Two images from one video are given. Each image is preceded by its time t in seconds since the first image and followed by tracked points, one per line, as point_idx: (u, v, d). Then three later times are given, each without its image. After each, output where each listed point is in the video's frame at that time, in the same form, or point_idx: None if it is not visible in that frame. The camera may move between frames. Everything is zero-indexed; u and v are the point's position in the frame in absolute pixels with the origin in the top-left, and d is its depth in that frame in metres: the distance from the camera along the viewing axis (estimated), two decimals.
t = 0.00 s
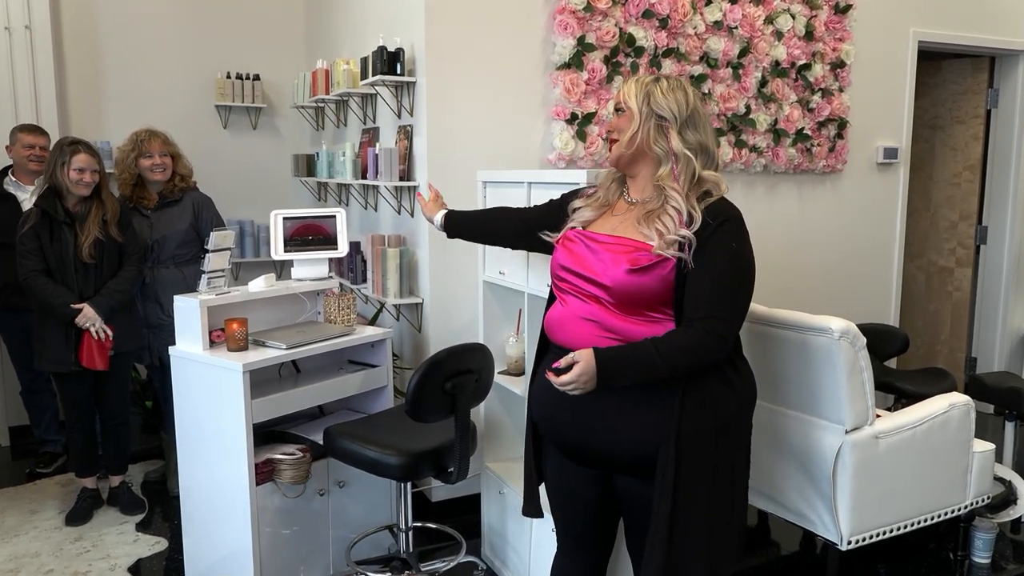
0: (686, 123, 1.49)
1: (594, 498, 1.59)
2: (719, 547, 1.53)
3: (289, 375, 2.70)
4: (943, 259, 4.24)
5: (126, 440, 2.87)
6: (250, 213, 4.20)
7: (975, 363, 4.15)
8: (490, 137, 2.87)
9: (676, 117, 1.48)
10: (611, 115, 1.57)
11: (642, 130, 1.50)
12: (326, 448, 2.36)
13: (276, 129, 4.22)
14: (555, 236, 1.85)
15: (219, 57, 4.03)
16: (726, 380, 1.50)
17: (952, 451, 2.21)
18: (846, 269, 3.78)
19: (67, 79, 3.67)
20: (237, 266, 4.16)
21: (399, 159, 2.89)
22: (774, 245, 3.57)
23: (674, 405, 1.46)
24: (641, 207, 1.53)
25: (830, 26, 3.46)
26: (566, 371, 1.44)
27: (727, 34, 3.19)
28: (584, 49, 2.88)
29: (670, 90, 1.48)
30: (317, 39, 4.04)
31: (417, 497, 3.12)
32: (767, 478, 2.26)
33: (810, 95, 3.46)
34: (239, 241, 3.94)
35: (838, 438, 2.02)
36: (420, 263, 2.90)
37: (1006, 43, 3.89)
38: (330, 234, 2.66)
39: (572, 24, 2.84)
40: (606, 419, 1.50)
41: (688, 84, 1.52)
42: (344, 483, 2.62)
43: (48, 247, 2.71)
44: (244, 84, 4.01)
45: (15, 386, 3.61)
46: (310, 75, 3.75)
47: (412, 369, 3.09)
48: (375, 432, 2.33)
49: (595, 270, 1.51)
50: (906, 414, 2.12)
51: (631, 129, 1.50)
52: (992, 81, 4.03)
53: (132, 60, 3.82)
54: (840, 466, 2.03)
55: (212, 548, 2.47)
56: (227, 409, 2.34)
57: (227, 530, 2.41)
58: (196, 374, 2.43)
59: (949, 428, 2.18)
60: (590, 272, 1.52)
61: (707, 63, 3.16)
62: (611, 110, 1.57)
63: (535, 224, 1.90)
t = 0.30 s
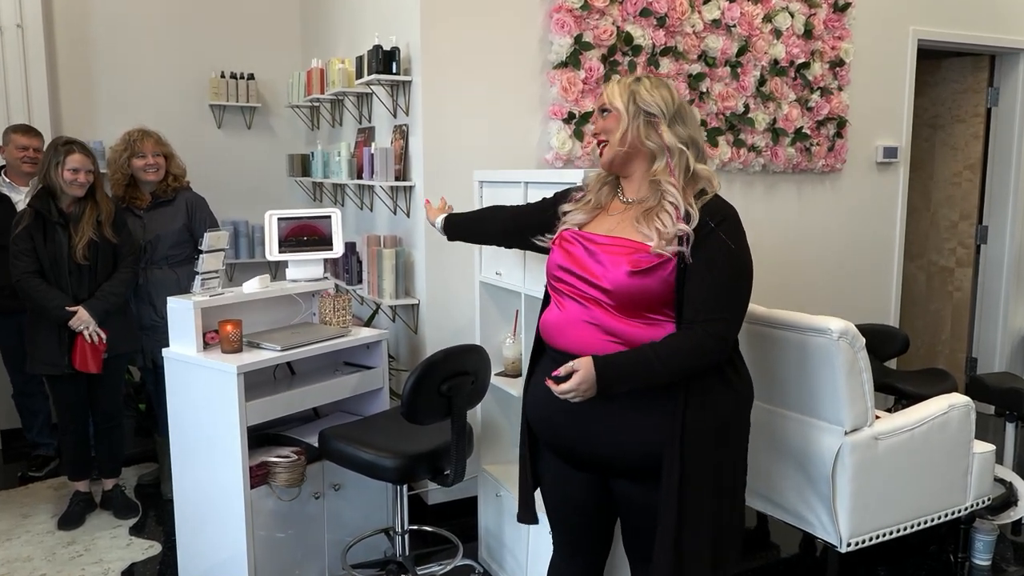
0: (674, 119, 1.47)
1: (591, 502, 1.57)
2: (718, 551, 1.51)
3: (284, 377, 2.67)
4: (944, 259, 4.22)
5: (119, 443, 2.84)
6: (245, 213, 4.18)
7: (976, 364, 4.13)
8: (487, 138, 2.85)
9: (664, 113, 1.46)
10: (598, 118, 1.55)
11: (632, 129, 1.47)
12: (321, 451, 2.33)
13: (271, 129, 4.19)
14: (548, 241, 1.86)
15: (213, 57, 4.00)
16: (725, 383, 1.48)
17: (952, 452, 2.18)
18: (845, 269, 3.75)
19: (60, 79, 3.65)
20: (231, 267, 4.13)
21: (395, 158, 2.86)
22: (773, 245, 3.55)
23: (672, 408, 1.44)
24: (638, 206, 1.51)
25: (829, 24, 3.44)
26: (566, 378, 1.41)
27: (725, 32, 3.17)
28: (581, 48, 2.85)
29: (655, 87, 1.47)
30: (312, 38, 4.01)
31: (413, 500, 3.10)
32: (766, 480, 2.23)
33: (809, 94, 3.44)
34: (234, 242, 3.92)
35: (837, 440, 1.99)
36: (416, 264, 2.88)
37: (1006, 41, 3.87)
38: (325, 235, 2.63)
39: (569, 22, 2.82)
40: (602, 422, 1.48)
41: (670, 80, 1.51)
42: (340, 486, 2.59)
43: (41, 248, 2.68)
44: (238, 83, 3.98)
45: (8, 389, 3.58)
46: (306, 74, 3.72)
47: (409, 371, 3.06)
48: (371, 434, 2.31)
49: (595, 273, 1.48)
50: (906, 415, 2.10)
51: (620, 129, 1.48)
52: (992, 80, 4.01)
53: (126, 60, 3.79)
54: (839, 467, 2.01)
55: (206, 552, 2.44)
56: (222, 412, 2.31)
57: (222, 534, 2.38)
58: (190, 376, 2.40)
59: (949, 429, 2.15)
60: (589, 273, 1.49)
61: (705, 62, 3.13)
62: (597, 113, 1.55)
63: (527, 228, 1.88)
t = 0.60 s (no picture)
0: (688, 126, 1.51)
1: (589, 506, 1.54)
2: (717, 555, 1.49)
3: (280, 380, 2.65)
4: (945, 260, 4.20)
5: (113, 447, 2.82)
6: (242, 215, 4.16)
7: (978, 365, 4.11)
8: (484, 138, 2.83)
9: (684, 119, 1.48)
10: (609, 112, 1.49)
11: (651, 128, 1.45)
12: (317, 454, 2.30)
13: (267, 130, 4.17)
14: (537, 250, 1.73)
15: (209, 58, 3.99)
16: (723, 384, 1.46)
17: (954, 454, 2.16)
18: (845, 269, 3.73)
19: (55, 81, 3.63)
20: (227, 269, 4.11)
21: (392, 159, 2.84)
22: (772, 245, 3.52)
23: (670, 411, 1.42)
24: (638, 204, 1.50)
25: (829, 23, 3.42)
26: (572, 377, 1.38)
27: (724, 32, 3.15)
28: (579, 47, 2.83)
29: (674, 93, 1.49)
30: (308, 39, 3.99)
31: (411, 503, 3.07)
32: (766, 482, 2.20)
33: (808, 93, 3.42)
34: (230, 244, 3.90)
35: (838, 442, 1.97)
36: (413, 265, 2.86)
37: (1006, 40, 3.86)
38: (321, 236, 2.61)
39: (567, 22, 2.80)
40: (599, 425, 1.45)
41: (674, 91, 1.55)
42: (336, 489, 2.57)
43: (36, 250, 2.66)
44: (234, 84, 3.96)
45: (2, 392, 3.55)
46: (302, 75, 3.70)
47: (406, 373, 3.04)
48: (367, 437, 2.28)
49: (594, 272, 1.45)
50: (906, 416, 2.08)
51: (648, 126, 1.45)
52: (993, 79, 4.00)
53: (121, 61, 3.77)
54: (839, 470, 1.99)
55: (202, 556, 2.42)
56: (217, 415, 2.29)
57: (217, 538, 2.36)
58: (185, 379, 2.38)
59: (950, 431, 2.13)
60: (588, 272, 1.46)
61: (704, 61, 3.11)
62: (608, 105, 1.49)
63: (516, 237, 1.76)
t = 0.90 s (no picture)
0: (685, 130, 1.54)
1: (586, 510, 1.52)
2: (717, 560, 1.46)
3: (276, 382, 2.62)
4: (947, 259, 4.18)
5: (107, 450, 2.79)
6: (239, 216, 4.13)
7: (980, 365, 4.09)
8: (482, 138, 2.81)
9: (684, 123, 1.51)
10: (613, 114, 1.48)
11: (655, 133, 1.47)
12: (313, 457, 2.28)
13: (263, 129, 4.15)
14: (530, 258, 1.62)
15: (205, 57, 3.97)
16: (723, 387, 1.44)
17: (955, 456, 2.14)
18: (845, 269, 3.71)
19: (50, 80, 3.61)
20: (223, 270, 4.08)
21: (388, 159, 2.82)
22: (772, 246, 3.50)
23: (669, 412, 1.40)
24: (639, 201, 1.50)
25: (829, 21, 3.40)
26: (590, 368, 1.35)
27: (723, 30, 3.12)
28: (577, 46, 2.81)
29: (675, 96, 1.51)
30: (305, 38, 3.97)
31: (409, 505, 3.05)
32: (766, 484, 2.18)
33: (808, 92, 3.40)
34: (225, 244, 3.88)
35: (838, 443, 1.95)
36: (410, 266, 2.83)
37: (1006, 38, 3.84)
38: (317, 237, 2.60)
39: (565, 21, 2.78)
40: (597, 427, 1.43)
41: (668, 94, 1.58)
42: (334, 492, 2.54)
43: (29, 252, 2.64)
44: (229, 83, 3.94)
45: None
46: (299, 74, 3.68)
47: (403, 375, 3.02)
48: (364, 440, 2.26)
49: (602, 271, 1.42)
50: (907, 417, 2.06)
51: (655, 130, 1.47)
52: (995, 77, 3.97)
53: (116, 61, 3.75)
54: (840, 471, 1.97)
55: (197, 560, 2.40)
56: (213, 418, 2.26)
57: (213, 542, 2.34)
58: (181, 382, 2.36)
59: (951, 432, 2.11)
60: (595, 272, 1.43)
61: (703, 60, 3.09)
62: (611, 107, 1.48)
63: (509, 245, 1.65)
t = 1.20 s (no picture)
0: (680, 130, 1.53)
1: (584, 513, 1.50)
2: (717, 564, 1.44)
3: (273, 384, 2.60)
4: (948, 260, 4.17)
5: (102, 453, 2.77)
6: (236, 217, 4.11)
7: (983, 366, 4.07)
8: (480, 138, 2.79)
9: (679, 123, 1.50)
10: (609, 119, 1.46)
11: (651, 136, 1.46)
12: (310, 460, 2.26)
13: (260, 130, 4.13)
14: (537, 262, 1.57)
15: (202, 57, 3.95)
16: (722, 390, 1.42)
17: (958, 458, 2.12)
18: (846, 270, 3.69)
19: (46, 81, 3.59)
20: (219, 271, 4.07)
21: (386, 160, 2.79)
22: (772, 246, 3.48)
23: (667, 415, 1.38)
24: (642, 202, 1.49)
25: (830, 21, 3.38)
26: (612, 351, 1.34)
27: (723, 29, 3.10)
28: (576, 45, 2.79)
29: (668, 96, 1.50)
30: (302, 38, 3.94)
31: (407, 509, 3.03)
32: (766, 488, 2.15)
33: (809, 92, 3.38)
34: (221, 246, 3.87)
35: (840, 445, 1.93)
36: (407, 267, 2.81)
37: (1008, 37, 3.81)
38: (314, 238, 2.58)
39: (563, 20, 2.75)
40: (595, 430, 1.41)
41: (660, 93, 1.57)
42: (331, 496, 2.52)
43: (23, 254, 2.62)
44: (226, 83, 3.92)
45: None
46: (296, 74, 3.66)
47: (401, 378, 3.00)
48: (363, 442, 2.24)
49: (617, 273, 1.41)
50: (909, 419, 2.04)
51: (651, 133, 1.45)
52: (997, 77, 3.95)
53: (112, 61, 3.73)
54: (841, 473, 1.95)
55: (193, 564, 2.38)
56: (209, 421, 2.24)
57: (209, 545, 2.32)
58: (177, 384, 2.33)
59: (953, 434, 2.09)
60: (611, 275, 1.41)
61: (703, 59, 3.07)
62: (607, 111, 1.46)
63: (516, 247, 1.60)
